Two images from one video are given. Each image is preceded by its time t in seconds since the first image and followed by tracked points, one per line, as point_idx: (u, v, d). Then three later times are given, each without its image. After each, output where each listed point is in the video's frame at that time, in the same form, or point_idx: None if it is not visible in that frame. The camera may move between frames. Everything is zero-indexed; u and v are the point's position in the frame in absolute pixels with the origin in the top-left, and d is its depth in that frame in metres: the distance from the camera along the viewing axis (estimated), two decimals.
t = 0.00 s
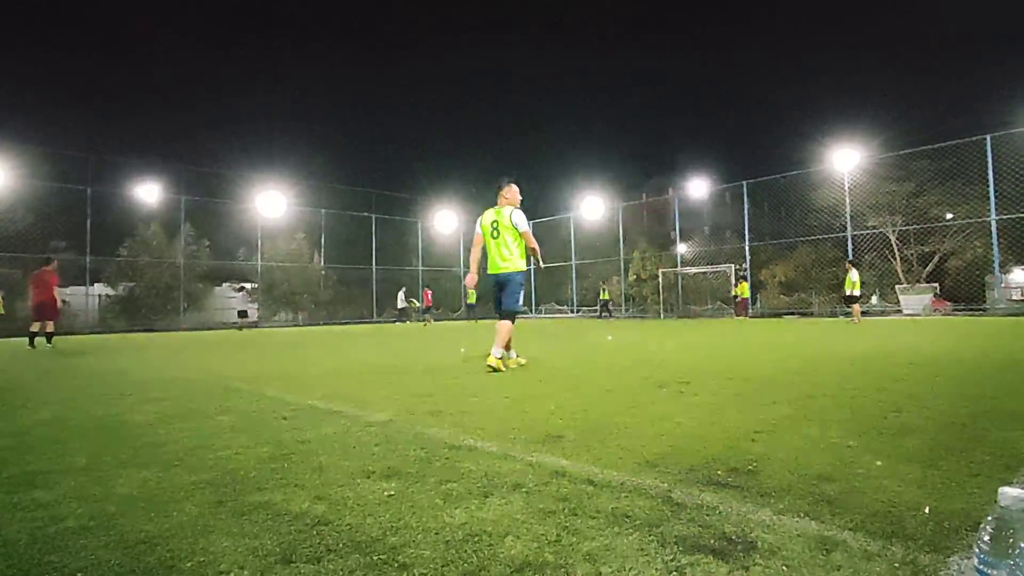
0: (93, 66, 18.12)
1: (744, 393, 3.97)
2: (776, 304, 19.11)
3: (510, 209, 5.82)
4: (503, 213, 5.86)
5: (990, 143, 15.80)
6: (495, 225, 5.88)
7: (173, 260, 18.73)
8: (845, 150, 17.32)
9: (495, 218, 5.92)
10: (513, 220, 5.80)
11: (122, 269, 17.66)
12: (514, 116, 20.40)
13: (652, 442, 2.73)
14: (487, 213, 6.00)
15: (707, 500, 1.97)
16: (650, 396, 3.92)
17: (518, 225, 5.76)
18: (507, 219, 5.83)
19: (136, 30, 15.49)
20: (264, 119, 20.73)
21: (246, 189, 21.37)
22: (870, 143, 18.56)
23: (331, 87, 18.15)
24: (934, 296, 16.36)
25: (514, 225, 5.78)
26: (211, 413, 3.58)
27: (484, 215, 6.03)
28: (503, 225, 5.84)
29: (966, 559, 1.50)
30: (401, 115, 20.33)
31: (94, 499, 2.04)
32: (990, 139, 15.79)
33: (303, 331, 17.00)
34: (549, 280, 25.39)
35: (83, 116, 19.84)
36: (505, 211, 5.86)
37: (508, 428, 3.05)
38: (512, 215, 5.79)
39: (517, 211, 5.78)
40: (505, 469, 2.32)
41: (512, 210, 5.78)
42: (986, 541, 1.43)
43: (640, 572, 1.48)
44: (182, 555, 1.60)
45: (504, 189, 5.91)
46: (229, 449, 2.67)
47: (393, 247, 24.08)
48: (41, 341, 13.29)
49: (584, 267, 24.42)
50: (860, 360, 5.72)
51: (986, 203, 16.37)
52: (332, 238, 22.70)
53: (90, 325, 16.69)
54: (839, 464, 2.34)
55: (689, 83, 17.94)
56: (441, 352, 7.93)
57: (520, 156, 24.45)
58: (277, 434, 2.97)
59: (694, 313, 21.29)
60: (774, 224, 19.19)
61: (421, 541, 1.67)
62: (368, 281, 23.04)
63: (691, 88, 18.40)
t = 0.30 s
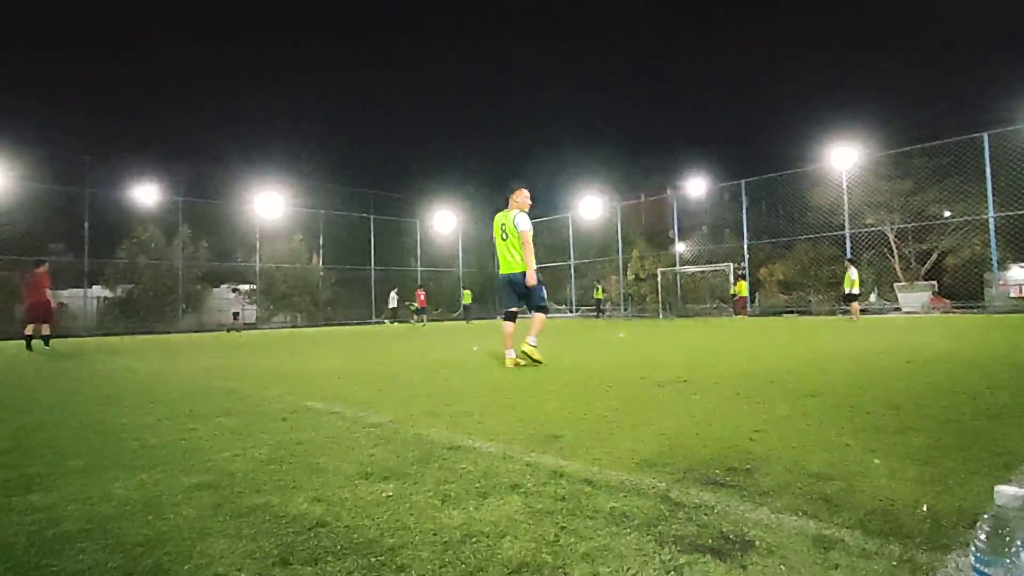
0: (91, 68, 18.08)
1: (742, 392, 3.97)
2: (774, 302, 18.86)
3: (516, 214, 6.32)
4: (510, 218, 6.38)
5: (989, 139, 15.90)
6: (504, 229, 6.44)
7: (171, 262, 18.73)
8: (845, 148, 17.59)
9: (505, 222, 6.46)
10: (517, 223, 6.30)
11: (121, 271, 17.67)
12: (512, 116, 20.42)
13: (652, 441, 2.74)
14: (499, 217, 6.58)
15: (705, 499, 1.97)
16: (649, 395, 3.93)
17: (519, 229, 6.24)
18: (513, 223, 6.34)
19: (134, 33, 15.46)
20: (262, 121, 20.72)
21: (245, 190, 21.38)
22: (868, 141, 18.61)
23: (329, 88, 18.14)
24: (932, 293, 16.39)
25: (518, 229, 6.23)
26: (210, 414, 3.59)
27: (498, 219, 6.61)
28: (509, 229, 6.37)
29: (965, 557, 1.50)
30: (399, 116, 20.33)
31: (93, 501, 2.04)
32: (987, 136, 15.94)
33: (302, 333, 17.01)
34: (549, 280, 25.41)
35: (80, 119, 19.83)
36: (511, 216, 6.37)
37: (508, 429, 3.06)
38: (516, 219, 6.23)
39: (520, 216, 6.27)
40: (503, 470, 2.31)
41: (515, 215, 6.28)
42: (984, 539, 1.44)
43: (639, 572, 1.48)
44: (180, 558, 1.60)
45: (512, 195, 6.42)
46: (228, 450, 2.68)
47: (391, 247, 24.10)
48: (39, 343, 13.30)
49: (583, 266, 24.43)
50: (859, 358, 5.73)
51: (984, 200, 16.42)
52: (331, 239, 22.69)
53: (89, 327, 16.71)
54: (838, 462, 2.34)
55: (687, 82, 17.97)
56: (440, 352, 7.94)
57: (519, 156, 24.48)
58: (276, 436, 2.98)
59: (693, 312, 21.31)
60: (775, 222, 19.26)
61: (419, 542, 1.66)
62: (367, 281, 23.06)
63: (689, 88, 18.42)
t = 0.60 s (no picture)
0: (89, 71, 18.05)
1: (740, 391, 3.98)
2: (774, 300, 18.84)
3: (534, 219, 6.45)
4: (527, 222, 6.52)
5: (986, 136, 15.83)
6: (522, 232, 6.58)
7: (169, 263, 18.68)
8: (842, 145, 17.53)
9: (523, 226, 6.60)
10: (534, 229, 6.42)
11: (120, 273, 17.67)
12: (511, 115, 20.42)
13: (650, 441, 2.74)
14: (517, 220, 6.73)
15: (704, 498, 1.97)
16: (647, 395, 3.94)
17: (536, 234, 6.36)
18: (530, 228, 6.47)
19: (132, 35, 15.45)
20: (260, 122, 20.69)
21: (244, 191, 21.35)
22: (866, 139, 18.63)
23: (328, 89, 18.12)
24: (931, 290, 16.41)
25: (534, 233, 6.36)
26: (209, 417, 3.60)
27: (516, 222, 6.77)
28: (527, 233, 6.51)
29: (963, 554, 1.51)
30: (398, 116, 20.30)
31: (92, 504, 2.04)
32: (986, 133, 15.80)
33: (302, 334, 16.97)
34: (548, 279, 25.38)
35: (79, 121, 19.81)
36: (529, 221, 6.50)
37: (507, 429, 3.07)
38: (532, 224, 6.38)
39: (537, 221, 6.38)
40: (502, 471, 2.32)
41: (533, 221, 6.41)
42: (981, 535, 1.45)
43: (638, 572, 1.49)
44: (180, 560, 1.61)
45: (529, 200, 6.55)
46: (227, 453, 2.69)
47: (391, 247, 24.08)
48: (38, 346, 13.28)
49: (583, 265, 24.42)
50: (858, 356, 5.74)
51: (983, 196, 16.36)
52: (330, 239, 22.66)
53: (88, 329, 16.69)
54: (835, 459, 2.35)
55: (685, 80, 17.96)
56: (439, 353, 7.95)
57: (517, 156, 24.49)
58: (275, 437, 2.98)
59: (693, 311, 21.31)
60: (774, 220, 19.25)
61: (417, 543, 1.67)
62: (367, 282, 23.04)
63: (687, 86, 18.42)
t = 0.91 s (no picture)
0: (88, 73, 18.03)
1: (740, 389, 3.98)
2: (773, 296, 18.93)
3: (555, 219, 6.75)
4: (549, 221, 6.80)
5: (985, 132, 15.72)
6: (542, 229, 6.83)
7: (168, 264, 18.67)
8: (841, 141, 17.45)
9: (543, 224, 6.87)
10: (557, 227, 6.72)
11: (119, 274, 17.67)
12: (509, 114, 20.40)
13: (650, 439, 2.75)
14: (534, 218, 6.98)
15: (703, 496, 1.97)
16: (646, 393, 3.95)
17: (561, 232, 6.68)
18: (552, 226, 6.76)
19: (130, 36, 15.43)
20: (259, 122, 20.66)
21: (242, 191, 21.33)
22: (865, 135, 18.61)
23: (326, 88, 18.10)
24: (930, 287, 16.41)
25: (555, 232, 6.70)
26: (209, 418, 3.59)
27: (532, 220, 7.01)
28: (548, 231, 6.78)
29: (960, 551, 1.51)
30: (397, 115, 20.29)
31: (91, 506, 2.04)
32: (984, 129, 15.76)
33: (301, 334, 16.96)
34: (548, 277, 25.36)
35: (79, 123, 19.80)
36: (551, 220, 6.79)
37: (505, 428, 3.07)
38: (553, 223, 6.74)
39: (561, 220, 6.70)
40: (502, 469, 2.32)
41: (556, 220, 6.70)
42: (979, 534, 1.45)
43: (635, 571, 1.49)
44: (179, 561, 1.61)
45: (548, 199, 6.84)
46: (226, 454, 2.69)
47: (390, 247, 24.07)
48: (37, 347, 13.29)
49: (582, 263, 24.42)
50: (858, 353, 5.75)
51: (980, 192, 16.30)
52: (329, 239, 22.65)
53: (87, 330, 16.70)
54: (834, 457, 2.36)
55: (684, 78, 17.92)
56: (439, 353, 7.94)
57: (516, 154, 24.45)
58: (275, 438, 2.98)
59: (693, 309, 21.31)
60: (772, 218, 19.29)
61: (416, 543, 1.67)
62: (366, 281, 23.03)
63: (686, 83, 18.39)
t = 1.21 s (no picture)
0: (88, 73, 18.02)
1: (742, 385, 3.98)
2: (774, 294, 18.94)
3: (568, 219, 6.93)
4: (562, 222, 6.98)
5: (986, 127, 15.77)
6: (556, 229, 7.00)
7: (169, 263, 18.65)
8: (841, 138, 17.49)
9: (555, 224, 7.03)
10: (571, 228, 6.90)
11: (120, 274, 17.66)
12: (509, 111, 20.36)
13: (651, 436, 2.74)
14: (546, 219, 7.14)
15: (705, 493, 1.98)
16: (648, 390, 3.95)
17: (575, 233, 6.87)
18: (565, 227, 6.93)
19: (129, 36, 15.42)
20: (258, 121, 20.64)
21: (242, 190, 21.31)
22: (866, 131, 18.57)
23: (326, 87, 18.08)
24: (931, 282, 16.40)
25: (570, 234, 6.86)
26: (210, 416, 3.60)
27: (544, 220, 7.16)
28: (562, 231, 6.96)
29: (961, 546, 1.51)
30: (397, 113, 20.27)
31: (93, 505, 2.05)
32: (985, 124, 15.79)
33: (302, 332, 16.94)
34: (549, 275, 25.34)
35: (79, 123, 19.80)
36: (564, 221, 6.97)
37: (506, 425, 3.07)
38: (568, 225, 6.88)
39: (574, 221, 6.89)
40: (504, 467, 2.32)
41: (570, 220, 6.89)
42: (980, 529, 1.46)
43: (637, 567, 1.50)
44: (182, 560, 1.61)
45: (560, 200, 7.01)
46: (228, 452, 2.69)
47: (390, 245, 24.05)
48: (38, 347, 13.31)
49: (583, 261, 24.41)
50: (860, 350, 5.76)
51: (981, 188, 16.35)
52: (329, 237, 22.63)
53: (88, 329, 16.70)
54: (836, 452, 2.36)
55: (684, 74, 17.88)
56: (440, 350, 7.94)
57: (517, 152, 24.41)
58: (276, 436, 2.98)
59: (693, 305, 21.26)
60: (773, 214, 19.26)
61: (418, 541, 1.67)
62: (366, 279, 23.01)
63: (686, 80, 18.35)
